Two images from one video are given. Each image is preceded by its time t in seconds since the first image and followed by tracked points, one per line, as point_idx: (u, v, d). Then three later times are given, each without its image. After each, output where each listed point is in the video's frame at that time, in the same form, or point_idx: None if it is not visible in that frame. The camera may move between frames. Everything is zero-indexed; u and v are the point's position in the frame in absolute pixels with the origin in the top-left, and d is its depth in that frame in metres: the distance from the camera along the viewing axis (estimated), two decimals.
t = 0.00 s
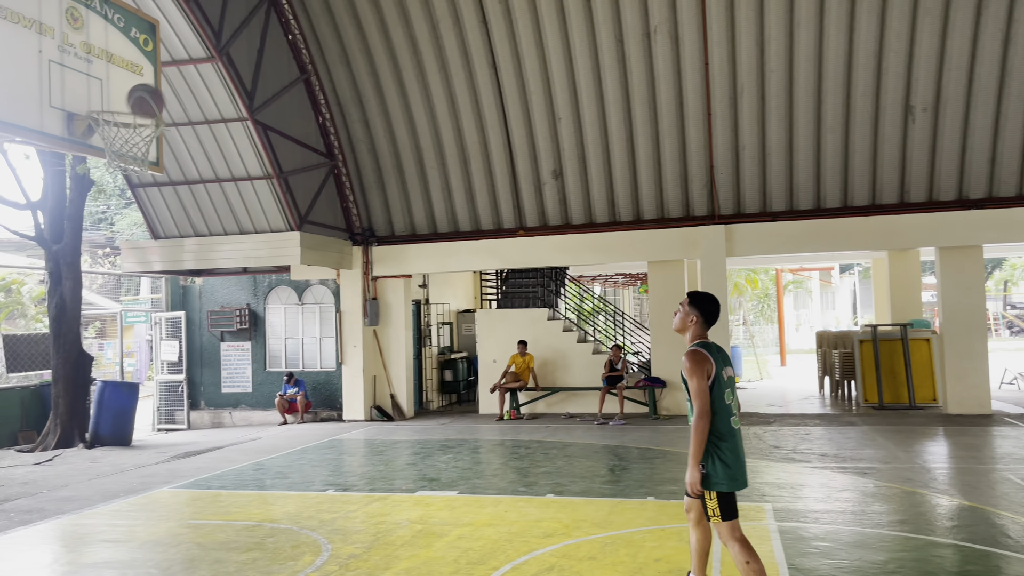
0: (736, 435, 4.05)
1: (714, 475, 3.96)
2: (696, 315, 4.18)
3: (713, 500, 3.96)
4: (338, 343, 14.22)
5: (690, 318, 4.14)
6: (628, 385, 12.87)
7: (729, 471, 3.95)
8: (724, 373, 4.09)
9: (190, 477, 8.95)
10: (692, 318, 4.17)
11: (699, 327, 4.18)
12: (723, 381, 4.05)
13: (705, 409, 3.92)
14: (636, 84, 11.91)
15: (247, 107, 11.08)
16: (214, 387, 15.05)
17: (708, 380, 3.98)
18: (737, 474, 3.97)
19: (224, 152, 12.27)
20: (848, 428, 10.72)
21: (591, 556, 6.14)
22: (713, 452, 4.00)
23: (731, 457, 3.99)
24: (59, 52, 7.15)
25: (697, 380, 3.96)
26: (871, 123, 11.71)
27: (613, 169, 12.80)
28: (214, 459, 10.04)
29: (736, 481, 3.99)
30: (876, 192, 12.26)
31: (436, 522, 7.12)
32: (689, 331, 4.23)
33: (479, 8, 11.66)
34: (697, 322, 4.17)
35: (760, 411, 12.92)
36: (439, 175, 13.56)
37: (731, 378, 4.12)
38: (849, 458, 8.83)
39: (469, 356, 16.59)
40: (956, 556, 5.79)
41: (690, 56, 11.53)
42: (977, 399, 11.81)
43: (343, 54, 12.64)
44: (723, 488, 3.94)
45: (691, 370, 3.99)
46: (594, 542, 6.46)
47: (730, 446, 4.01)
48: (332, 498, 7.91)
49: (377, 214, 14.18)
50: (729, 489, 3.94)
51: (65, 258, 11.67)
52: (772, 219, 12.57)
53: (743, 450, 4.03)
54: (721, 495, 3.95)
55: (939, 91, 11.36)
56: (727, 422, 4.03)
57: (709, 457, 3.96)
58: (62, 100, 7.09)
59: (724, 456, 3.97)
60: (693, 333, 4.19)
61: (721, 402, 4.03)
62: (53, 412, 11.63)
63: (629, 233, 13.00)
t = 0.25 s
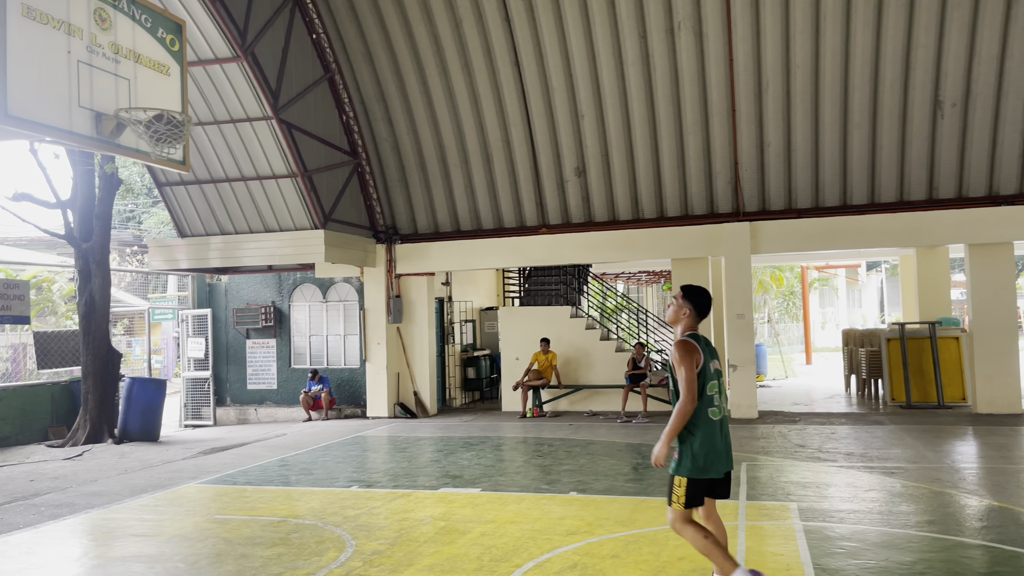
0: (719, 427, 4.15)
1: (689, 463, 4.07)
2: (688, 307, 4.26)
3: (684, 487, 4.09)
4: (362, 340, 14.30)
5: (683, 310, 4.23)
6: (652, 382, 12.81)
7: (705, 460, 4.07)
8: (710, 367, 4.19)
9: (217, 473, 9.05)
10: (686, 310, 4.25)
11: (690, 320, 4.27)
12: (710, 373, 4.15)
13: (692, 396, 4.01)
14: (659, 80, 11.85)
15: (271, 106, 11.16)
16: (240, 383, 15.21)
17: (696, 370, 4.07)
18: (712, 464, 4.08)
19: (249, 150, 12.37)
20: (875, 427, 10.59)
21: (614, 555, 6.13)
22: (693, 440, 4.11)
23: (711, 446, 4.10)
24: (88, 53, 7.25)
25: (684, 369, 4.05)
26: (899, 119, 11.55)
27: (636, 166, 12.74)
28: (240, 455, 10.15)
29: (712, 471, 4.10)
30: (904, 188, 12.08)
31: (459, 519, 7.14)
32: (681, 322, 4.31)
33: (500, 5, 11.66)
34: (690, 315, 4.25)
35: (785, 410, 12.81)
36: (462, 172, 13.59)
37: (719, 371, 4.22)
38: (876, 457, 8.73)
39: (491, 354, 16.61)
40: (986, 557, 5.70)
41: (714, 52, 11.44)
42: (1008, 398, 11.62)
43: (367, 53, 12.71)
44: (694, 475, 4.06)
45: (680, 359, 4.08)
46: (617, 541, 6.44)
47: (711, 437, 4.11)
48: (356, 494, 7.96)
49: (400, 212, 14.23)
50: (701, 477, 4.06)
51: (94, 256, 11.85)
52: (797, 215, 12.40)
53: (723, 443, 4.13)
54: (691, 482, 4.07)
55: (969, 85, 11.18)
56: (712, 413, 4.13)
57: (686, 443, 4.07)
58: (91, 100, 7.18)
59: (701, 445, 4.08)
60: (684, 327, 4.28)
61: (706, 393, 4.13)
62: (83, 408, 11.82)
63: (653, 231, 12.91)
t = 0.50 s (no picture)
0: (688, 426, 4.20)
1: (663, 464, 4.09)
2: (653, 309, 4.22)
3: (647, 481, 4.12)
4: (372, 333, 14.31)
5: (648, 313, 4.17)
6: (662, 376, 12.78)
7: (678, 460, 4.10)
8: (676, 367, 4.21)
9: (228, 465, 9.09)
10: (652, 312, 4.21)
11: (654, 322, 4.23)
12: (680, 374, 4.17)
13: (676, 400, 3.99)
14: (670, 73, 11.80)
15: (282, 100, 11.16)
16: (251, 376, 15.27)
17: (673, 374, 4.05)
18: (682, 462, 4.13)
19: (259, 144, 12.39)
20: (887, 422, 10.54)
21: (624, 548, 6.13)
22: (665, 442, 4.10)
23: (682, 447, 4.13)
24: (99, 46, 7.26)
25: (665, 374, 4.01)
26: (913, 111, 11.46)
27: (646, 159, 12.69)
28: (251, 447, 10.20)
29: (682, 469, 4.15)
30: (917, 182, 11.98)
31: (469, 512, 7.15)
32: (643, 325, 4.26)
33: None
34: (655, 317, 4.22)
35: (795, 404, 12.76)
36: (472, 165, 13.57)
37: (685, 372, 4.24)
38: (887, 452, 8.69)
39: (500, 347, 16.62)
40: (998, 552, 5.67)
41: (725, 44, 11.37)
42: (1021, 393, 11.53)
43: (377, 46, 12.71)
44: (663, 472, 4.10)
45: (658, 365, 4.04)
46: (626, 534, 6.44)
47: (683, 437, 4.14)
48: (366, 487, 7.99)
49: (410, 205, 14.22)
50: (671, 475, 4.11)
51: (106, 249, 11.91)
52: (809, 209, 12.29)
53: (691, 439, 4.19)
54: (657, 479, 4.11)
55: (984, 77, 11.07)
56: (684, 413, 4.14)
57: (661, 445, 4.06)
58: (103, 93, 7.20)
59: (675, 446, 4.10)
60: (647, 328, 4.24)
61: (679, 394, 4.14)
62: (96, 400, 11.90)
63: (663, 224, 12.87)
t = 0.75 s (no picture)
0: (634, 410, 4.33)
1: (614, 450, 4.22)
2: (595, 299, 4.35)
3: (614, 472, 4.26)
4: (375, 324, 14.33)
5: (592, 303, 4.28)
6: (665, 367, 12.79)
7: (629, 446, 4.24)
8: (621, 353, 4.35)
9: (232, 455, 9.12)
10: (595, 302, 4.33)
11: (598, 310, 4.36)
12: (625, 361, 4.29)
13: (620, 389, 4.13)
14: (674, 63, 11.76)
15: (285, 89, 11.13)
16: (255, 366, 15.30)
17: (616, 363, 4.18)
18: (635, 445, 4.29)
19: (262, 134, 12.38)
20: (889, 412, 10.55)
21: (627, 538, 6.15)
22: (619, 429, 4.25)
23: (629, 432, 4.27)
24: (102, 35, 7.25)
25: (609, 364, 4.16)
26: (918, 101, 11.42)
27: (650, 149, 12.66)
28: (255, 437, 10.22)
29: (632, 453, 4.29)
30: (921, 173, 11.94)
31: (472, 502, 7.17)
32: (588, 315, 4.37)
33: None
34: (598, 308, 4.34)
35: (798, 395, 12.77)
36: (475, 156, 13.55)
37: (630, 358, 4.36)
38: (890, 442, 8.70)
39: (503, 338, 16.63)
40: (1000, 543, 5.68)
41: (729, 34, 11.33)
42: None
43: (380, 36, 12.68)
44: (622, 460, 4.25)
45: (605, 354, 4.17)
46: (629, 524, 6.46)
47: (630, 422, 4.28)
48: (369, 477, 8.01)
49: (413, 195, 14.21)
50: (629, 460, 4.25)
51: (109, 239, 11.92)
52: (813, 200, 12.26)
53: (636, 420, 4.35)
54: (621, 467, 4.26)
55: (989, 68, 11.02)
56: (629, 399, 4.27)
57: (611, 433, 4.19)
58: (105, 82, 7.20)
59: (625, 431, 4.24)
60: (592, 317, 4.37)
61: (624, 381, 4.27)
62: (100, 390, 11.95)
63: (667, 215, 12.86)
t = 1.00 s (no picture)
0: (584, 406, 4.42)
1: (564, 448, 4.31)
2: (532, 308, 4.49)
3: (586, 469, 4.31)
4: (381, 314, 14.36)
5: (525, 312, 4.41)
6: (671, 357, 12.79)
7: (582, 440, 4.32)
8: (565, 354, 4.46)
9: (239, 444, 9.17)
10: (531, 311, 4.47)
11: (536, 317, 4.48)
12: (567, 360, 4.41)
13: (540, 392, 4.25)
14: (680, 53, 11.72)
15: (291, 80, 11.14)
16: (261, 356, 15.36)
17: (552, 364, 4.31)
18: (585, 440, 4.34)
19: (269, 124, 12.39)
20: (896, 404, 10.53)
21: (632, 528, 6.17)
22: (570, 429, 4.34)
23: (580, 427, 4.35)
24: (109, 26, 7.26)
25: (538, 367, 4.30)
26: (926, 91, 11.35)
27: (657, 140, 12.63)
28: (262, 426, 10.28)
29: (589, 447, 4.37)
30: (930, 163, 11.88)
31: (478, 491, 7.20)
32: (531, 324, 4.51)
33: None
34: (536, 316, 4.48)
35: (804, 386, 12.76)
36: (481, 146, 13.54)
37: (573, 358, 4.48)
38: (896, 433, 8.69)
39: (509, 329, 16.66)
40: (1005, 534, 5.68)
41: (737, 24, 11.28)
42: None
43: (386, 26, 12.68)
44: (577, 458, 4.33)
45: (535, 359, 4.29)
46: (635, 514, 6.48)
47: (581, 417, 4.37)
48: (376, 466, 8.05)
49: (419, 186, 14.20)
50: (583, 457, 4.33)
51: (117, 230, 11.95)
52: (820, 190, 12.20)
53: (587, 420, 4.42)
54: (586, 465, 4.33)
55: (999, 57, 10.94)
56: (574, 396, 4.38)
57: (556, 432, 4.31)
58: (112, 73, 7.20)
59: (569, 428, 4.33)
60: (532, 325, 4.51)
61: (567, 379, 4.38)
62: (108, 379, 12.03)
63: (673, 205, 12.83)
